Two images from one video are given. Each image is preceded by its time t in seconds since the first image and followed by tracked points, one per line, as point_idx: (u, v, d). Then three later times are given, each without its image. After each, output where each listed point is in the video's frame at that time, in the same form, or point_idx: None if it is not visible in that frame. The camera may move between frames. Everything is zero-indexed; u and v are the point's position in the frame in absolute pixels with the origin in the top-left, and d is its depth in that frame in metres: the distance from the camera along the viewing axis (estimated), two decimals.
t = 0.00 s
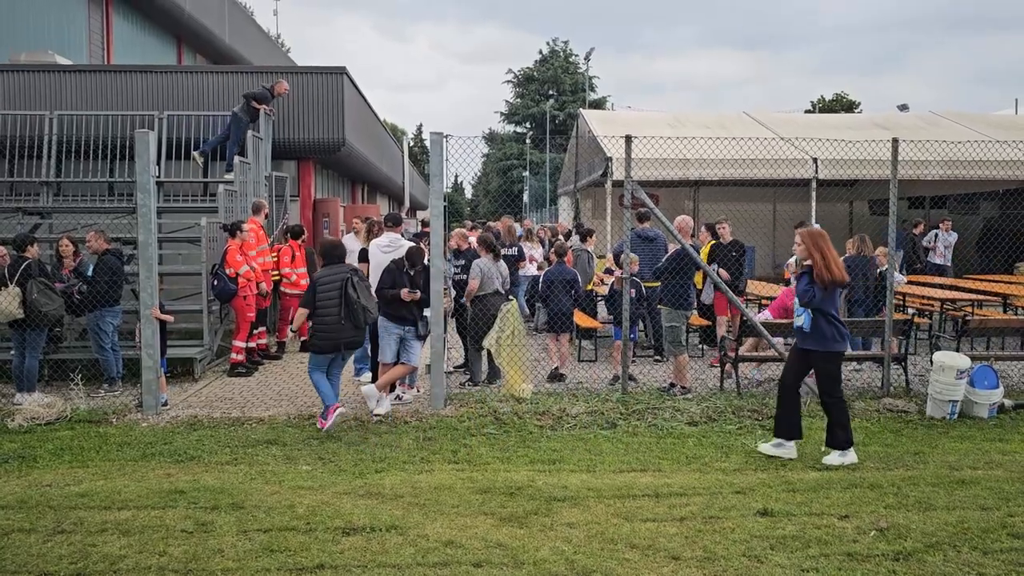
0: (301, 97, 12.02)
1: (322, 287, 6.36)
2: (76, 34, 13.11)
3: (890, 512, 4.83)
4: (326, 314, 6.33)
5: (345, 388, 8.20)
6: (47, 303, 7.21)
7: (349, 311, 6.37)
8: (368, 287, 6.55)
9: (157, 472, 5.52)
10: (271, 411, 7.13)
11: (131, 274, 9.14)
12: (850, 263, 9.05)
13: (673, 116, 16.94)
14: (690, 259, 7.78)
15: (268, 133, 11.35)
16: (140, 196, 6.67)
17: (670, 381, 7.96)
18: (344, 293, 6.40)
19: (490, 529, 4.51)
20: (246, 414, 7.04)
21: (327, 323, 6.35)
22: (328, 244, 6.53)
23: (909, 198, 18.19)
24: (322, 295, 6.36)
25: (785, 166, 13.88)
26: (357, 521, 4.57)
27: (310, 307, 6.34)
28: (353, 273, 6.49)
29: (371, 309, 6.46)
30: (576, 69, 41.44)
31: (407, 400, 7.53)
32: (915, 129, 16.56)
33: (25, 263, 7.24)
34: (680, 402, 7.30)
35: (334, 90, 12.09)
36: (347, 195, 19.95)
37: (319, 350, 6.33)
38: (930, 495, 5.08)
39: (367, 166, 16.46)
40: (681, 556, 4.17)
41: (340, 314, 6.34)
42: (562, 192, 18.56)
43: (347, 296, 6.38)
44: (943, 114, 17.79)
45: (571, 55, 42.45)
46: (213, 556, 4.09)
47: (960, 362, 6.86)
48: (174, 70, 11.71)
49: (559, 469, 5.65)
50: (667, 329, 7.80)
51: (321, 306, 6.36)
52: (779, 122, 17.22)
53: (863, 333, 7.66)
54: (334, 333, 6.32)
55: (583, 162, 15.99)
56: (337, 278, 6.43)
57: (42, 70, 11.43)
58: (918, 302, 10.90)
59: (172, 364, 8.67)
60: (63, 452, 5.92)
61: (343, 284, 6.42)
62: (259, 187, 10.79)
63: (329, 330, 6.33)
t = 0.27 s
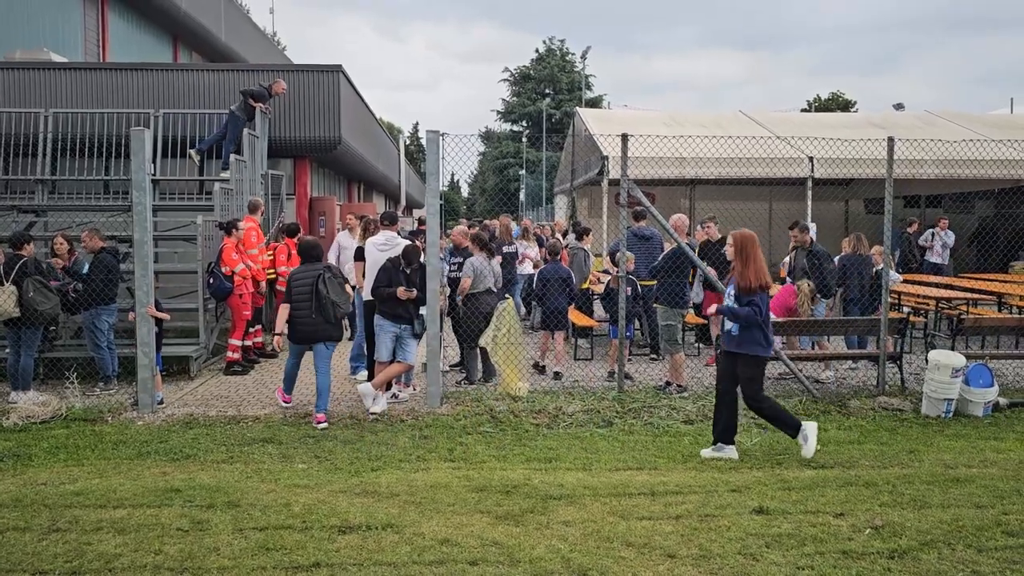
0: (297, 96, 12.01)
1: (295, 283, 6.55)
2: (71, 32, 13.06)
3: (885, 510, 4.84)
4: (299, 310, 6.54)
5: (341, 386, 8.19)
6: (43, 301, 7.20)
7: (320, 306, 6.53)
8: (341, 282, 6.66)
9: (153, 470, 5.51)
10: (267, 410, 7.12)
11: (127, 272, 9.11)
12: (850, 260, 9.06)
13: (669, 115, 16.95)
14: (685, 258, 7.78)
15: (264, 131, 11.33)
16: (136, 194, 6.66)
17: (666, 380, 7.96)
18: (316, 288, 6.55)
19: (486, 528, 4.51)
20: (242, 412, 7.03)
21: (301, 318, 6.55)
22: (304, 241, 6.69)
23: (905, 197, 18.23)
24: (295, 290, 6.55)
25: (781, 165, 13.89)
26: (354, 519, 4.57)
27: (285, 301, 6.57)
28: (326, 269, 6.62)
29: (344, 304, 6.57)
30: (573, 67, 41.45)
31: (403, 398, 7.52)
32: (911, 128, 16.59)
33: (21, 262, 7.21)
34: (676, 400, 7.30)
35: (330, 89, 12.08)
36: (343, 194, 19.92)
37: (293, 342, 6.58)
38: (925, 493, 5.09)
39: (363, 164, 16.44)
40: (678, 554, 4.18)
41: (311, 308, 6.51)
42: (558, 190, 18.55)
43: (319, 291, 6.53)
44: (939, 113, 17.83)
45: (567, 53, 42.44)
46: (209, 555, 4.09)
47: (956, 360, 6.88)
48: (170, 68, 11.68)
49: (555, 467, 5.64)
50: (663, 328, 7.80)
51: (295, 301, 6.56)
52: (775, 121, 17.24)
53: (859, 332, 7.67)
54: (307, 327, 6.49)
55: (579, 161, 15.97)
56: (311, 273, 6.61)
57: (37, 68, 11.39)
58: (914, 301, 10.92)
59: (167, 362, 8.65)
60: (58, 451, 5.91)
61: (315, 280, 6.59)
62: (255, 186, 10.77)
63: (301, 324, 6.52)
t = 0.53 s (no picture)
0: (292, 94, 11.99)
1: (274, 273, 7.28)
2: (66, 30, 13.01)
3: (879, 508, 4.86)
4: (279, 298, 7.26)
5: (336, 385, 8.19)
6: (39, 300, 7.20)
7: (296, 294, 7.24)
8: (316, 272, 7.35)
9: (147, 469, 5.50)
10: (261, 408, 7.11)
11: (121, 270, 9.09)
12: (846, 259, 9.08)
13: (664, 114, 16.97)
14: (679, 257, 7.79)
15: (259, 130, 11.31)
16: (130, 192, 6.64)
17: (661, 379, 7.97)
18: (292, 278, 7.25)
19: (480, 526, 4.51)
20: (236, 411, 7.02)
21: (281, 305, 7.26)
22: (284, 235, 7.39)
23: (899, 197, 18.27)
24: (275, 280, 7.29)
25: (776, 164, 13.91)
26: (348, 518, 4.56)
27: (267, 289, 7.34)
28: (302, 260, 7.34)
29: (318, 293, 7.28)
30: (568, 66, 41.46)
31: (398, 397, 7.52)
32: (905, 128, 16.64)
33: (16, 260, 7.19)
34: (671, 399, 7.31)
35: (325, 87, 12.06)
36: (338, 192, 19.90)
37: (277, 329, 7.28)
38: (918, 492, 5.11)
39: (358, 163, 16.42)
40: (672, 553, 4.18)
41: (289, 296, 7.23)
42: (554, 189, 18.55)
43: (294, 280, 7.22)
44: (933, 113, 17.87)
45: (562, 52, 42.43)
46: (203, 554, 4.08)
47: (948, 359, 6.90)
48: (164, 66, 11.65)
49: (550, 466, 5.65)
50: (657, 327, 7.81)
51: (275, 290, 7.31)
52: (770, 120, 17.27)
53: (853, 331, 7.69)
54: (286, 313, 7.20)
55: (575, 160, 15.97)
56: (288, 264, 7.33)
57: (31, 65, 11.35)
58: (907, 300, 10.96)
59: (161, 361, 8.63)
60: (51, 449, 5.89)
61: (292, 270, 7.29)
62: (249, 184, 10.75)
63: (280, 310, 7.27)
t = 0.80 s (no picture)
0: (285, 94, 11.97)
1: (262, 275, 7.42)
2: (57, 29, 12.96)
3: (871, 508, 4.88)
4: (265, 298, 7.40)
5: (329, 385, 8.17)
6: (33, 300, 7.15)
7: (281, 294, 7.34)
8: (303, 275, 7.43)
9: (139, 469, 5.48)
10: (254, 409, 7.08)
11: (113, 270, 9.05)
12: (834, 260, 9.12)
13: (657, 115, 16.99)
14: (672, 256, 7.80)
15: (252, 130, 11.28)
16: (121, 192, 6.61)
17: (654, 379, 7.98)
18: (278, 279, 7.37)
19: (473, 527, 4.51)
20: (229, 411, 7.00)
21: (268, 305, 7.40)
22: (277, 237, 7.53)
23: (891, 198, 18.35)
24: (263, 280, 7.43)
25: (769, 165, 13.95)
26: (341, 519, 4.56)
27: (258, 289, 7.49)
28: (289, 262, 7.44)
29: (302, 295, 7.34)
30: (562, 67, 41.49)
31: (391, 398, 7.51)
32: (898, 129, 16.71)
33: (7, 260, 7.16)
34: (664, 400, 7.32)
35: (318, 87, 12.05)
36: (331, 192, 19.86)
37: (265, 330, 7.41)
38: (910, 492, 5.13)
39: (352, 163, 16.40)
40: (665, 553, 4.19)
41: (273, 297, 7.34)
42: (547, 189, 18.56)
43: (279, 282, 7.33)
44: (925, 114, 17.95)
45: (556, 53, 42.46)
46: (195, 555, 4.07)
47: (940, 360, 6.93)
48: (157, 66, 11.60)
49: (543, 466, 5.65)
50: (650, 327, 7.82)
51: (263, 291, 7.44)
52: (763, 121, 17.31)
53: (845, 331, 7.72)
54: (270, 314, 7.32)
55: (568, 160, 15.98)
56: (276, 265, 7.45)
57: (22, 64, 11.29)
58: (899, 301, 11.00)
59: (153, 361, 8.59)
60: (42, 450, 5.86)
61: (278, 272, 7.41)
62: (242, 184, 10.72)
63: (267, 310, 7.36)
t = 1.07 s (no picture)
0: (277, 94, 11.94)
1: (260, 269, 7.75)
2: (47, 29, 12.90)
3: (860, 509, 4.90)
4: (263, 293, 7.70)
5: (320, 386, 8.15)
6: (24, 302, 7.12)
7: (277, 289, 7.63)
8: (297, 270, 7.72)
9: (129, 471, 5.46)
10: (245, 410, 7.07)
11: (103, 271, 9.01)
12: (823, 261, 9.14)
13: (649, 116, 17.02)
14: (663, 258, 7.79)
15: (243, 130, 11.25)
16: (112, 192, 6.59)
17: (645, 380, 8.00)
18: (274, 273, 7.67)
19: (464, 528, 4.51)
20: (220, 412, 6.98)
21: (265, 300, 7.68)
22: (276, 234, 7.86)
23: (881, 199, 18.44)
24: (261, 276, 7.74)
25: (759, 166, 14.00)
26: (332, 520, 4.55)
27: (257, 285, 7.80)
28: (285, 257, 7.71)
29: (295, 288, 7.62)
30: (554, 68, 41.52)
31: (382, 399, 7.50)
32: (888, 131, 16.79)
33: None
34: (655, 401, 7.33)
35: (310, 88, 12.03)
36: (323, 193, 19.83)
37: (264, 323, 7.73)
38: (899, 492, 5.16)
39: (344, 164, 16.37)
40: (656, 553, 4.20)
41: (269, 291, 7.64)
42: (539, 190, 18.58)
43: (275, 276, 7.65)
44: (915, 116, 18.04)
45: (548, 54, 42.49)
46: (185, 556, 4.06)
47: (929, 361, 6.97)
48: (147, 66, 11.56)
49: (534, 467, 5.66)
50: (641, 328, 7.83)
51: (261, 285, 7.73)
52: (754, 122, 17.37)
53: (835, 332, 7.75)
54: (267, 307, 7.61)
55: (560, 161, 15.99)
56: (272, 262, 7.76)
57: (12, 64, 11.23)
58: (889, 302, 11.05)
59: (144, 362, 8.56)
60: (32, 452, 5.83)
61: (275, 267, 7.71)
62: (233, 185, 10.69)
63: (265, 305, 7.65)
